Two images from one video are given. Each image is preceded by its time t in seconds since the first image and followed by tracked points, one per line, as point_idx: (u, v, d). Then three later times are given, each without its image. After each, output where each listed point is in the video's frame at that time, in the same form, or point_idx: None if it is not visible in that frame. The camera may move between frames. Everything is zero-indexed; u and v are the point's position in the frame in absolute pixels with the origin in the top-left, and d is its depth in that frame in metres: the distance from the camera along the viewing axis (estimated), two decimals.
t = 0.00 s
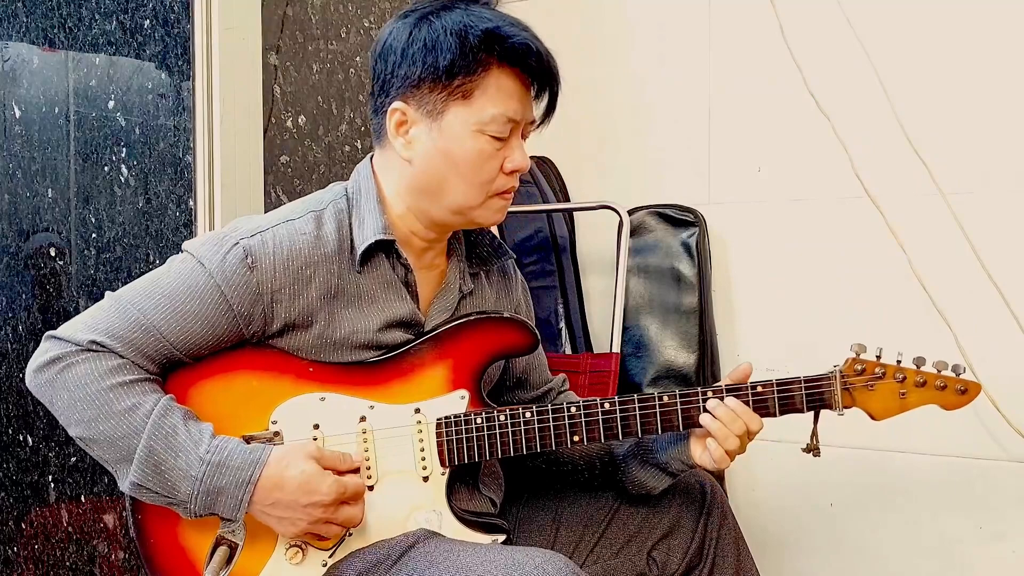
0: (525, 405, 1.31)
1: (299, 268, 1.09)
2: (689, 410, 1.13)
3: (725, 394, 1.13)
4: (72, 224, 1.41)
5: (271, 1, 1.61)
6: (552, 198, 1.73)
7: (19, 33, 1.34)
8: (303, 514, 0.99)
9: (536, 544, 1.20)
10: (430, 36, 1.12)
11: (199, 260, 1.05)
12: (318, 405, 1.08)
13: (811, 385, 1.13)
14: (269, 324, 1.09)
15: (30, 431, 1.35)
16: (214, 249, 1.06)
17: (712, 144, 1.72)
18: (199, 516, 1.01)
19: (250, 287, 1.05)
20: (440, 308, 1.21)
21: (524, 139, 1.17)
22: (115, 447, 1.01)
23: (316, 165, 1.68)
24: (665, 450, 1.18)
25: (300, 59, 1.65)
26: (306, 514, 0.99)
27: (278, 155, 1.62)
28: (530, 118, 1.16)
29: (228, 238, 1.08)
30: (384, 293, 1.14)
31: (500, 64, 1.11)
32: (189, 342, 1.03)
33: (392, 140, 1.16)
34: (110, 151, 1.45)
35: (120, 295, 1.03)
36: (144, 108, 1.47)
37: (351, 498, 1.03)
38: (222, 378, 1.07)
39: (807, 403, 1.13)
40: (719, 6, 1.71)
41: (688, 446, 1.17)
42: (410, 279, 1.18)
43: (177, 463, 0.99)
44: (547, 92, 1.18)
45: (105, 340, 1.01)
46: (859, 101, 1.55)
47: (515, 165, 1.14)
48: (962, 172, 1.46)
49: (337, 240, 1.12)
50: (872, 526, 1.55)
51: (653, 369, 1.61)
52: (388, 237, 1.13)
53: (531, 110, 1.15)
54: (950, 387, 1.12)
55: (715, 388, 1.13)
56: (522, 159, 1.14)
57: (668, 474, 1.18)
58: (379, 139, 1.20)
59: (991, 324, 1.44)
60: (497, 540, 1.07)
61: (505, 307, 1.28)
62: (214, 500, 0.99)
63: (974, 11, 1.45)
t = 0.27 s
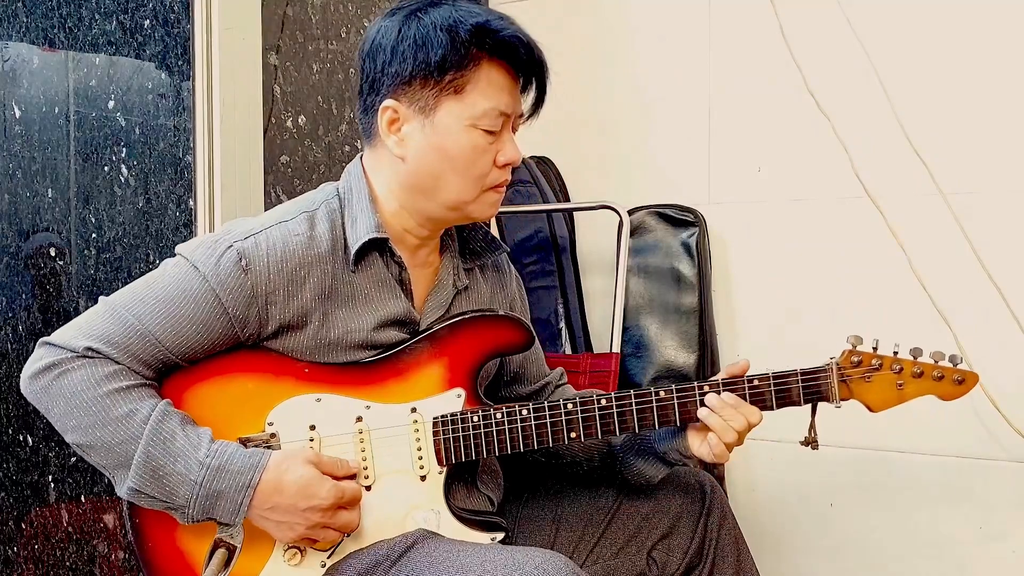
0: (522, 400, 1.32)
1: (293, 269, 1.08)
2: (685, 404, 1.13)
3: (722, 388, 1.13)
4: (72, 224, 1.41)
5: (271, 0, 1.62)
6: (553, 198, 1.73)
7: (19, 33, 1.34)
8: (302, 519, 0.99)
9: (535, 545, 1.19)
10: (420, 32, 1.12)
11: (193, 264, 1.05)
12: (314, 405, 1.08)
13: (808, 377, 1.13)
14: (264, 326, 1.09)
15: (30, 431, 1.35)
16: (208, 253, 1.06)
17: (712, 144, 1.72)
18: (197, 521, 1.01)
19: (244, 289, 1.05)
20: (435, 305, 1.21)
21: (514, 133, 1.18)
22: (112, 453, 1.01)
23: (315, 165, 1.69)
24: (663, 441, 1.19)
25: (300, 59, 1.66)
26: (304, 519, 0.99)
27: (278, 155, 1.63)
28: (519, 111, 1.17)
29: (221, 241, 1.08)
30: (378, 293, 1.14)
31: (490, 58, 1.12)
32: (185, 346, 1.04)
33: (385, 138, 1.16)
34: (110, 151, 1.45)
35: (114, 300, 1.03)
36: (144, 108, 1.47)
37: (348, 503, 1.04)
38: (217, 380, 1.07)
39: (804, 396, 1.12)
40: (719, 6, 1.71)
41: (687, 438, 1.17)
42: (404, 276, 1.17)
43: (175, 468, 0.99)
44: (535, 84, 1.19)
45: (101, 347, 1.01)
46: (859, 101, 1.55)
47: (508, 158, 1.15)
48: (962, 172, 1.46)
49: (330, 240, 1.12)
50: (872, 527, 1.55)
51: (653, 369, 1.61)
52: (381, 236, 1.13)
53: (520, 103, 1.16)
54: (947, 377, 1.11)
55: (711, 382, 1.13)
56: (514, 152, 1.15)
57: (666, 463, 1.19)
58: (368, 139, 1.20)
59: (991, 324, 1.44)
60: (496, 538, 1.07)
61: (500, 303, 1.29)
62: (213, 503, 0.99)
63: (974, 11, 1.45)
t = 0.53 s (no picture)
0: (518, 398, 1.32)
1: (287, 267, 1.08)
2: (683, 401, 1.13)
3: (719, 385, 1.13)
4: (72, 224, 1.41)
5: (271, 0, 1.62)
6: (553, 198, 1.73)
7: (20, 33, 1.34)
8: (304, 503, 1.00)
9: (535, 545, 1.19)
10: (409, 27, 1.12)
11: (187, 264, 1.05)
12: (312, 406, 1.07)
13: (804, 373, 1.13)
14: (260, 325, 1.09)
15: (30, 431, 1.35)
16: (201, 253, 1.05)
17: (712, 143, 1.72)
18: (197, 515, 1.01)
19: (238, 288, 1.05)
20: (429, 302, 1.20)
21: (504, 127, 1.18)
22: (109, 452, 1.01)
23: (315, 164, 1.69)
24: (658, 438, 1.18)
25: (300, 58, 1.66)
26: (304, 504, 1.00)
27: (278, 155, 1.63)
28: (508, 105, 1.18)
29: (214, 241, 1.08)
30: (372, 290, 1.14)
31: (478, 51, 1.13)
32: (181, 346, 1.03)
33: (376, 136, 1.16)
34: (110, 151, 1.45)
35: (109, 301, 1.03)
36: (144, 108, 1.47)
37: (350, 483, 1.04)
38: (214, 380, 1.07)
39: (800, 392, 1.12)
40: (720, 5, 1.71)
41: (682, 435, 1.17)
42: (399, 274, 1.18)
43: (170, 466, 0.99)
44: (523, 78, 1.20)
45: (95, 346, 1.01)
46: (858, 100, 1.55)
47: (500, 151, 1.15)
48: (962, 172, 1.46)
49: (323, 240, 1.12)
50: (873, 527, 1.54)
51: (653, 369, 1.61)
52: (375, 233, 1.13)
53: (509, 96, 1.17)
54: (943, 372, 1.11)
55: (708, 378, 1.13)
56: (505, 145, 1.15)
57: (661, 461, 1.19)
58: (359, 137, 1.20)
59: (991, 324, 1.44)
60: (495, 536, 1.07)
61: (495, 301, 1.29)
62: (209, 499, 0.99)
63: (974, 10, 1.45)
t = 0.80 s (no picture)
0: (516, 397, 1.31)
1: (284, 268, 1.09)
2: (680, 400, 1.13)
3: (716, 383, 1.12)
4: (72, 224, 1.41)
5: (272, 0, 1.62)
6: (553, 198, 1.73)
7: (19, 33, 1.34)
8: (303, 511, 0.99)
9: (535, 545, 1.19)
10: (402, 26, 1.13)
11: (184, 265, 1.05)
12: (309, 406, 1.07)
13: (802, 370, 1.12)
14: (257, 326, 1.09)
15: (30, 431, 1.35)
16: (198, 254, 1.05)
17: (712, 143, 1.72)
18: (196, 517, 1.01)
19: (235, 288, 1.05)
20: (426, 302, 1.20)
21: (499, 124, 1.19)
22: (111, 453, 1.00)
23: (315, 164, 1.69)
24: (657, 435, 1.19)
25: (300, 58, 1.66)
26: (305, 508, 0.99)
27: (278, 155, 1.63)
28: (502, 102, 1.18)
29: (211, 242, 1.08)
30: (370, 290, 1.14)
31: (471, 48, 1.13)
32: (179, 347, 1.03)
33: (371, 135, 1.16)
34: (110, 151, 1.45)
35: (106, 304, 1.03)
36: (144, 108, 1.47)
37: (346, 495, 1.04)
38: (211, 381, 1.07)
39: (798, 389, 1.12)
40: (720, 6, 1.71)
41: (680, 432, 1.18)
42: (396, 274, 1.17)
43: (174, 464, 0.99)
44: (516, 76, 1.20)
45: (94, 349, 1.01)
46: (858, 100, 1.55)
47: (494, 148, 1.15)
48: (962, 172, 1.46)
49: (320, 239, 1.12)
50: (873, 527, 1.54)
51: (653, 369, 1.61)
52: (371, 232, 1.13)
53: (502, 93, 1.17)
54: (939, 367, 1.10)
55: (706, 377, 1.13)
56: (500, 142, 1.16)
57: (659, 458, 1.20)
58: (354, 137, 1.20)
59: (991, 324, 1.44)
60: (494, 536, 1.07)
61: (492, 300, 1.29)
62: (212, 498, 0.99)
63: (974, 10, 1.45)
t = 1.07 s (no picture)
0: (518, 397, 1.32)
1: (286, 267, 1.08)
2: (682, 401, 1.13)
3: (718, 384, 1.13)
4: (72, 224, 1.41)
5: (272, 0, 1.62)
6: (553, 198, 1.73)
7: (19, 33, 1.34)
8: (303, 509, 0.99)
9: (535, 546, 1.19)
10: (402, 25, 1.13)
11: (186, 265, 1.05)
12: (311, 406, 1.07)
13: (804, 372, 1.12)
14: (259, 325, 1.09)
15: (30, 431, 1.35)
16: (200, 253, 1.05)
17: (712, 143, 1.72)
18: (198, 517, 1.01)
19: (238, 288, 1.05)
20: (428, 301, 1.21)
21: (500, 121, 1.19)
22: (112, 452, 1.00)
23: (315, 164, 1.69)
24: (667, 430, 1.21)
25: (300, 58, 1.66)
26: (306, 508, 0.99)
27: (278, 155, 1.63)
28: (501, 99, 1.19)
29: (213, 241, 1.07)
30: (372, 290, 1.15)
31: (470, 45, 1.14)
32: (181, 347, 1.03)
33: (373, 135, 1.16)
34: (110, 151, 1.45)
35: (108, 303, 1.03)
36: (143, 108, 1.48)
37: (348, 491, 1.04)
38: (212, 381, 1.07)
39: (800, 391, 1.12)
40: (720, 6, 1.71)
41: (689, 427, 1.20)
42: (398, 273, 1.18)
43: (175, 464, 0.99)
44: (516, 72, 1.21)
45: (96, 348, 1.01)
46: (858, 100, 1.55)
47: (497, 144, 1.15)
48: (962, 171, 1.46)
49: (321, 239, 1.12)
50: (873, 527, 1.54)
51: (653, 369, 1.61)
52: (373, 232, 1.13)
53: (502, 89, 1.18)
54: (943, 369, 1.10)
55: (707, 378, 1.13)
56: (502, 138, 1.16)
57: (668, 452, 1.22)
58: (355, 137, 1.20)
59: (991, 324, 1.44)
60: (495, 536, 1.07)
61: (493, 299, 1.29)
62: (213, 497, 0.99)
63: (974, 10, 1.45)
